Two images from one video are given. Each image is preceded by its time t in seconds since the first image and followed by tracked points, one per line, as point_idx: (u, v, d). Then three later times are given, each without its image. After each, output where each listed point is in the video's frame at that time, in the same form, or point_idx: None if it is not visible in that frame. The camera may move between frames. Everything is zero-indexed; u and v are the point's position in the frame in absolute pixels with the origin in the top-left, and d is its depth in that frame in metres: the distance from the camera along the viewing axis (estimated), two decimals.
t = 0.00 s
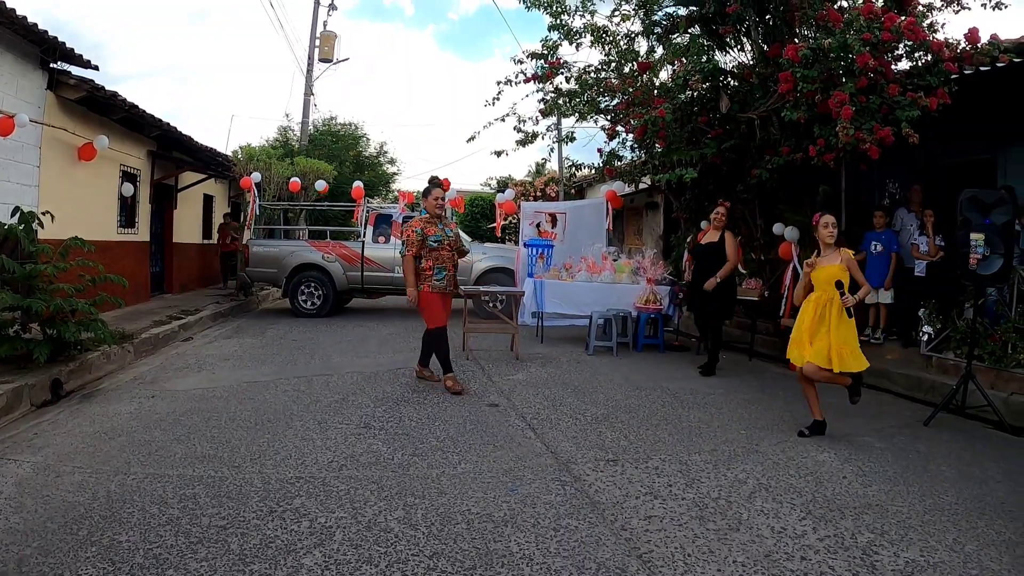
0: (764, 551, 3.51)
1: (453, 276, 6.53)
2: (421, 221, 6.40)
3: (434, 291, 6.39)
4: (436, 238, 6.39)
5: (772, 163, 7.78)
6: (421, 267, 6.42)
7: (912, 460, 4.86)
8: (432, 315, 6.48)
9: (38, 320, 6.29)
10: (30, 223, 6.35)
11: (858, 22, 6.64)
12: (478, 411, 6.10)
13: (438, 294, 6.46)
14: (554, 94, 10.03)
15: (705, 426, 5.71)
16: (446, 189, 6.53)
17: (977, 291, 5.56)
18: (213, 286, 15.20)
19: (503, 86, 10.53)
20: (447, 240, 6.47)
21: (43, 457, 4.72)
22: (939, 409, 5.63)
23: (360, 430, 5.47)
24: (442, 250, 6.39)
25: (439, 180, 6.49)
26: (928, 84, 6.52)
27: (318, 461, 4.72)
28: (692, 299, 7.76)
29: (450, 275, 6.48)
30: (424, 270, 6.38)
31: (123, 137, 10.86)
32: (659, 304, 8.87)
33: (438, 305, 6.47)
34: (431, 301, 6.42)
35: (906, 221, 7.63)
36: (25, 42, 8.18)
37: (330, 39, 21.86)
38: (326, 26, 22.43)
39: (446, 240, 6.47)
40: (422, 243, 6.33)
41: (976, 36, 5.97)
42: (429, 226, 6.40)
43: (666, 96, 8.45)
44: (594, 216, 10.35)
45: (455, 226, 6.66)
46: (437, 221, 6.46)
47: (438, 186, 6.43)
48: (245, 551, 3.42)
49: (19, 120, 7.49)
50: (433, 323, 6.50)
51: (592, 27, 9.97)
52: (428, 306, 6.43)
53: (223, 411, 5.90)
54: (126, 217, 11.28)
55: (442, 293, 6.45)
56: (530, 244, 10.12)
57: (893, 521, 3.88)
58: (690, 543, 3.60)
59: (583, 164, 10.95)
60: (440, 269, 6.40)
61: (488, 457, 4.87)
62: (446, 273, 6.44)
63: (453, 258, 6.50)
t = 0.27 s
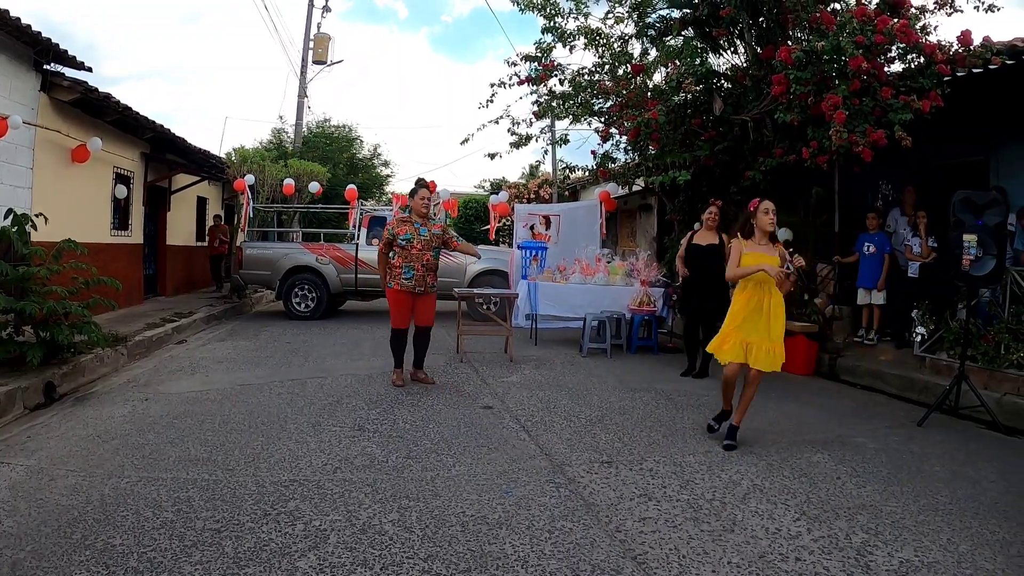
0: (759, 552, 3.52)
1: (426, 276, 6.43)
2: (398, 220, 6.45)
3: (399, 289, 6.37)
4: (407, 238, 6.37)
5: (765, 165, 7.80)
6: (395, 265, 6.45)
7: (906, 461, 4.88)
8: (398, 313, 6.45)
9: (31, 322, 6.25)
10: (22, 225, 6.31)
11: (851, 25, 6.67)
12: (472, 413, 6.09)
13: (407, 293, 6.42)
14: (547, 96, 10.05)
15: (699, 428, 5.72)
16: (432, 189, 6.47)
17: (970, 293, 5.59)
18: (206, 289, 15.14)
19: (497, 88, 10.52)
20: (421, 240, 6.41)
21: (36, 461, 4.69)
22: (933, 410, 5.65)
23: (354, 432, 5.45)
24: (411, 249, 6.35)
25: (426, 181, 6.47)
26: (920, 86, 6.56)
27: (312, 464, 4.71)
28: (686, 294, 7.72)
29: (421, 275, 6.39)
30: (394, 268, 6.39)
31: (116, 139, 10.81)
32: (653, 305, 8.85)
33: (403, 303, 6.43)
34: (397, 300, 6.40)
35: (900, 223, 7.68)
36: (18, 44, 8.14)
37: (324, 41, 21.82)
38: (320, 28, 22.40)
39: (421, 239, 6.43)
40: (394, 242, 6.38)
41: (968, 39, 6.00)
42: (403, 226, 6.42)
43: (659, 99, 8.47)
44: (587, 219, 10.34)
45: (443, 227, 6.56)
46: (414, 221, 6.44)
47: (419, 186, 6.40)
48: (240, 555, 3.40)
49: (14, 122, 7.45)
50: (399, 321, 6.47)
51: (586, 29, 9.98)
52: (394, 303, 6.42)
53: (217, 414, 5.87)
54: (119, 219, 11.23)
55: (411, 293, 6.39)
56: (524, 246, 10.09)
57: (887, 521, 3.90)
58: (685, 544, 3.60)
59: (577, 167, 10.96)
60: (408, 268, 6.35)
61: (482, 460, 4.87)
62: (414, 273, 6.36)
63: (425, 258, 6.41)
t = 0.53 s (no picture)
0: (754, 553, 3.52)
1: (414, 276, 6.45)
2: (389, 221, 6.44)
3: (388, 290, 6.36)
4: (396, 238, 6.36)
5: (760, 167, 7.81)
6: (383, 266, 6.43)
7: (901, 461, 4.90)
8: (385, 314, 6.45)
9: (25, 323, 6.23)
10: (17, 226, 6.29)
11: (846, 27, 6.68)
12: (468, 415, 6.08)
13: (396, 293, 6.42)
14: (542, 98, 10.06)
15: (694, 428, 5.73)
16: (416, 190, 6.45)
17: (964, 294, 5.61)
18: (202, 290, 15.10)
19: (492, 89, 10.52)
20: (410, 240, 6.43)
21: (30, 462, 4.67)
22: (928, 410, 5.67)
23: (350, 434, 5.44)
24: (400, 250, 6.35)
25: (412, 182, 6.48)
26: (915, 88, 6.58)
27: (307, 466, 4.69)
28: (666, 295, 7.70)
29: (409, 275, 6.41)
30: (382, 268, 6.37)
31: (111, 139, 10.77)
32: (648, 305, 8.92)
33: (391, 304, 6.42)
34: (384, 300, 6.39)
35: (894, 225, 7.65)
36: (12, 44, 8.11)
37: (319, 42, 21.79)
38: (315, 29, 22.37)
39: (410, 240, 6.43)
40: (383, 242, 6.36)
41: (963, 41, 6.03)
42: (392, 227, 6.41)
43: (654, 100, 8.49)
44: (583, 219, 10.17)
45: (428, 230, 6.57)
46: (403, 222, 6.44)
47: (406, 187, 6.37)
48: (235, 557, 3.39)
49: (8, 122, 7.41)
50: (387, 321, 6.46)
51: (581, 30, 9.99)
52: (381, 303, 6.41)
53: (211, 415, 5.85)
54: (113, 220, 11.18)
55: (400, 293, 6.40)
56: (519, 247, 10.05)
57: (883, 521, 3.90)
58: (681, 545, 3.60)
59: (572, 168, 10.96)
60: (397, 268, 6.35)
61: (478, 461, 4.86)
62: (403, 274, 6.37)
63: (414, 259, 6.43)
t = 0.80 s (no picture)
0: (750, 554, 3.53)
1: (418, 277, 6.50)
2: (388, 223, 6.41)
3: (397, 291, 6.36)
4: (402, 240, 6.37)
5: (756, 168, 7.83)
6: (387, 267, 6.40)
7: (897, 462, 4.90)
8: (394, 316, 6.41)
9: (20, 324, 6.21)
10: (13, 226, 6.27)
11: (842, 28, 6.71)
12: (464, 416, 6.08)
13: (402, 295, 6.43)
14: (539, 99, 10.05)
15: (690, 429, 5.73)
16: (413, 192, 6.51)
17: (960, 295, 5.64)
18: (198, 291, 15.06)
19: (488, 90, 10.51)
20: (414, 241, 6.47)
21: (26, 463, 4.65)
22: (924, 411, 5.68)
23: (346, 435, 5.43)
24: (407, 251, 6.37)
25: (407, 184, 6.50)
26: (911, 89, 6.62)
27: (303, 467, 4.68)
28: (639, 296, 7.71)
29: (414, 276, 6.45)
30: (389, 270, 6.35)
31: (108, 139, 10.75)
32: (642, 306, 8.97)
33: (400, 305, 6.41)
34: (394, 301, 6.35)
35: (890, 226, 7.68)
36: (9, 43, 8.08)
37: (316, 42, 21.77)
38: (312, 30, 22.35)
39: (413, 241, 6.46)
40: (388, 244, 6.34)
41: (959, 43, 6.05)
42: (396, 228, 6.41)
43: (652, 102, 8.53)
44: (580, 220, 10.16)
45: (421, 232, 6.65)
46: (403, 224, 6.46)
47: (403, 190, 6.40)
48: (230, 558, 3.38)
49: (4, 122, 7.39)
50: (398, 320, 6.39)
51: (578, 32, 10.00)
52: (390, 304, 6.35)
53: (207, 416, 5.84)
54: (110, 220, 11.15)
55: (407, 294, 6.41)
56: (515, 249, 10.04)
57: (879, 522, 3.91)
58: (677, 547, 3.60)
59: (569, 169, 10.97)
60: (405, 269, 6.37)
61: (474, 462, 4.85)
62: (410, 274, 6.40)
63: (418, 260, 6.47)
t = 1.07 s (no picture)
0: (747, 554, 3.53)
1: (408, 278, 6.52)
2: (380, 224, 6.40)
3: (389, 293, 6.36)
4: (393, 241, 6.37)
5: (752, 169, 7.84)
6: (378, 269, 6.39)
7: (893, 463, 4.91)
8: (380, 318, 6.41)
9: (16, 325, 6.18)
10: (9, 227, 6.24)
11: (838, 30, 6.73)
12: (460, 417, 6.07)
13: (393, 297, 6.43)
14: (536, 100, 10.06)
15: (686, 430, 5.73)
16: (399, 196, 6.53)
17: (955, 296, 5.65)
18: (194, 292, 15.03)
19: (485, 91, 10.51)
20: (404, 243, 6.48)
21: (21, 464, 4.63)
22: (920, 412, 5.69)
23: (342, 436, 5.42)
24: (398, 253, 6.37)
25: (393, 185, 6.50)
26: (907, 91, 6.63)
27: (300, 468, 4.67)
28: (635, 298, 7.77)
29: (405, 277, 6.47)
30: (380, 272, 6.35)
31: (104, 140, 10.72)
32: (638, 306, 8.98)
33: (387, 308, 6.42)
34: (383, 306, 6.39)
35: (886, 227, 7.64)
36: (5, 43, 8.05)
37: (313, 43, 21.75)
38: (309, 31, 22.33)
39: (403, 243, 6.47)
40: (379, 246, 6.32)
41: (955, 44, 6.07)
42: (386, 230, 6.40)
43: (648, 103, 8.54)
44: (576, 221, 10.12)
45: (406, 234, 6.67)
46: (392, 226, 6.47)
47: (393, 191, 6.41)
48: (227, 559, 3.37)
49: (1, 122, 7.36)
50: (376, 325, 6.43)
51: (574, 32, 10.00)
52: (377, 309, 6.38)
53: (203, 417, 5.83)
54: (105, 220, 11.12)
55: (398, 296, 6.42)
56: (511, 249, 10.00)
57: (876, 522, 3.92)
58: (673, 547, 3.60)
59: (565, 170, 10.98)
60: (396, 272, 6.38)
61: (470, 463, 4.85)
62: (401, 276, 6.42)
63: (409, 261, 6.49)
